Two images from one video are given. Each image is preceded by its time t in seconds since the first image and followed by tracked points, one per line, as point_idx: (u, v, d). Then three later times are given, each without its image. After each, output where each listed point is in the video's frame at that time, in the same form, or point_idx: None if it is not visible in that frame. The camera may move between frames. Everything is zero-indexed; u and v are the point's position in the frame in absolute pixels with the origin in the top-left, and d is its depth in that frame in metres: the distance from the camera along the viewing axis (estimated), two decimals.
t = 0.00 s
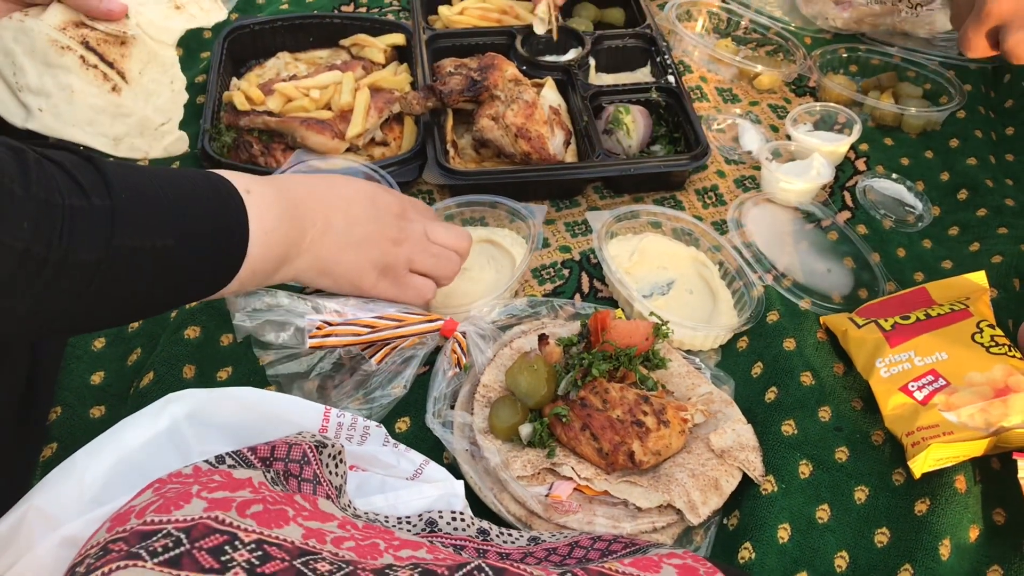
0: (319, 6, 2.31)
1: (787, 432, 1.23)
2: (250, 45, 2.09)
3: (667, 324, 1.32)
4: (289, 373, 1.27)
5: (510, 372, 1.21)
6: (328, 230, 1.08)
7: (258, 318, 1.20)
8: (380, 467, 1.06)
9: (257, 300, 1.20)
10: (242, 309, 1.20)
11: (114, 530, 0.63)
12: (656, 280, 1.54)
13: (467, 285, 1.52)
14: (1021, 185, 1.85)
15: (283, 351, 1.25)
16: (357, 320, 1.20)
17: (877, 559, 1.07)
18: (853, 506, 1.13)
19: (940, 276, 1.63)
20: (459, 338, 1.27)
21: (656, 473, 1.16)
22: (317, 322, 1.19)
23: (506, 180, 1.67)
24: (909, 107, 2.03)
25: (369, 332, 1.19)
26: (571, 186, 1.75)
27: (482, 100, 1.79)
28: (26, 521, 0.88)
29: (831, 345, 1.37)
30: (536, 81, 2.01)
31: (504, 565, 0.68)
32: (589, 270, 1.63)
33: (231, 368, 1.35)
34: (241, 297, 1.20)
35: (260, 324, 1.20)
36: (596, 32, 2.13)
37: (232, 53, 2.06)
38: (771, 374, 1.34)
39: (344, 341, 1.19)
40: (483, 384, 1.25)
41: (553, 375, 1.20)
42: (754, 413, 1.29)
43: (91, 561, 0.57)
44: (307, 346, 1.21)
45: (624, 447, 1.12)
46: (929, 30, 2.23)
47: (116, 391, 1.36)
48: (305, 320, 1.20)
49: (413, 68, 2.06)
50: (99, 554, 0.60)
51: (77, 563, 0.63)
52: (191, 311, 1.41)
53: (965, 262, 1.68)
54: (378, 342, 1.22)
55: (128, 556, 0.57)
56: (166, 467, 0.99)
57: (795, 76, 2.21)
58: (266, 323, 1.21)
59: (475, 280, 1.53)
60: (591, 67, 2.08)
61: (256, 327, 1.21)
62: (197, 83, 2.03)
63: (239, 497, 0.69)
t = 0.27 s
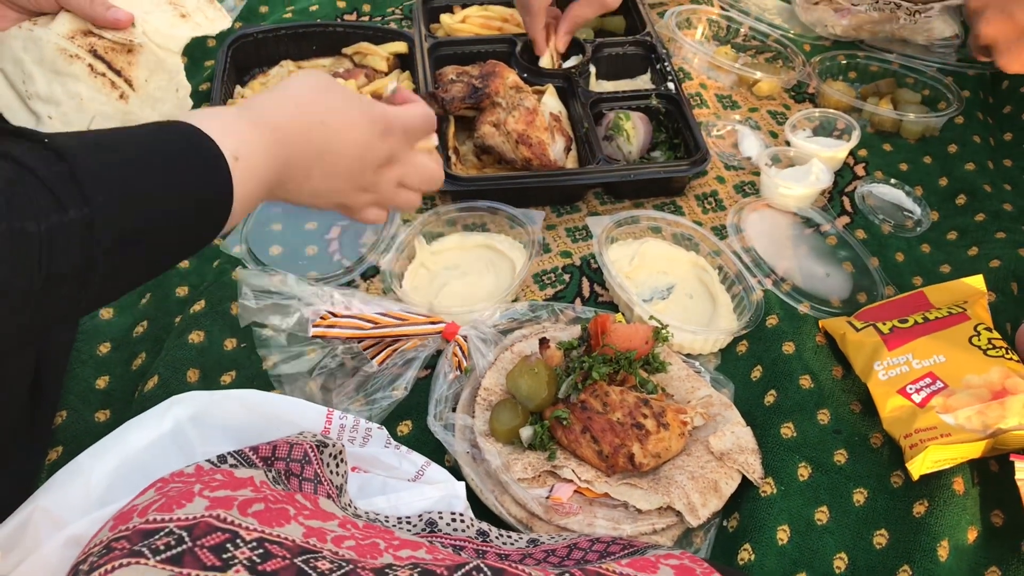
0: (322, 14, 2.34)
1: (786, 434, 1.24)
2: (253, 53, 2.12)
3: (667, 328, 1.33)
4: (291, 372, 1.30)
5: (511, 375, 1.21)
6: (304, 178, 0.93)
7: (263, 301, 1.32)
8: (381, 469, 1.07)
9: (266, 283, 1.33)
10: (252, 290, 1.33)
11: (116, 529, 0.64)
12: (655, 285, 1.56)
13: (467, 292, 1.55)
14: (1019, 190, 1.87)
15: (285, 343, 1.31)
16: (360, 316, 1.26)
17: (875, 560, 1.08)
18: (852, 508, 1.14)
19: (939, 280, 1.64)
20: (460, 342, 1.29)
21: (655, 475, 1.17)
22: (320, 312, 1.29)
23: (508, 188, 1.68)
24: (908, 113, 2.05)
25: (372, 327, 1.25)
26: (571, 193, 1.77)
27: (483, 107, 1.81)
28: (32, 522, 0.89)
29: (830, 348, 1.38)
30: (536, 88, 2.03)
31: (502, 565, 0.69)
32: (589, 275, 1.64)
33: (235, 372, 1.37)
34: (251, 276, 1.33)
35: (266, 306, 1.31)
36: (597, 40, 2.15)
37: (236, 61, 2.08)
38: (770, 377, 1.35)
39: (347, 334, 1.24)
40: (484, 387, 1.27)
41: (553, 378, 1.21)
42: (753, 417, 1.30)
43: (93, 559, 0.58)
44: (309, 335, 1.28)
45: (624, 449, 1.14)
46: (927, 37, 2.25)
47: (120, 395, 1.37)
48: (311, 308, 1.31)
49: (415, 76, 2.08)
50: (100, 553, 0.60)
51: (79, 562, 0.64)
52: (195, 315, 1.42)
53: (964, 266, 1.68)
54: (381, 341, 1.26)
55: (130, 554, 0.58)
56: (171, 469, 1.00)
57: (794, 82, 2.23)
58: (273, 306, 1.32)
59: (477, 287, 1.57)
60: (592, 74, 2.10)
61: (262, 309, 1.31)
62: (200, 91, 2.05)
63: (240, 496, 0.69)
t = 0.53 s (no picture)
0: (325, 24, 2.36)
1: (785, 441, 1.24)
2: (256, 62, 2.14)
3: (666, 335, 1.34)
4: (290, 377, 1.31)
5: (511, 381, 1.22)
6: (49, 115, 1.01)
7: (264, 307, 1.34)
8: (382, 474, 1.07)
9: (268, 288, 1.35)
10: (254, 295, 1.35)
11: (116, 531, 0.64)
12: (655, 292, 1.56)
13: (467, 298, 1.57)
14: (1018, 199, 1.87)
15: (285, 348, 1.32)
16: (360, 322, 1.26)
17: (873, 566, 1.08)
18: (851, 514, 1.14)
19: (938, 287, 1.65)
20: (460, 348, 1.29)
21: (655, 481, 1.17)
22: (320, 317, 1.32)
23: (508, 196, 1.70)
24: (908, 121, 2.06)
25: (373, 333, 1.26)
26: (572, 201, 1.78)
27: (483, 116, 1.82)
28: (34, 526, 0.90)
29: (829, 355, 1.39)
30: (537, 96, 2.04)
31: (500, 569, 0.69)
32: (589, 283, 1.65)
33: (236, 378, 1.37)
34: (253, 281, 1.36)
35: (267, 310, 1.33)
36: (597, 49, 2.17)
37: (239, 70, 2.10)
38: (769, 384, 1.36)
39: (348, 339, 1.25)
40: (484, 394, 1.27)
41: (553, 384, 1.22)
42: (752, 423, 1.31)
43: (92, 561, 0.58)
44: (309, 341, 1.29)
45: (623, 455, 1.14)
46: (926, 46, 2.26)
47: (122, 402, 1.37)
48: (312, 314, 1.33)
49: (417, 85, 2.10)
50: (101, 554, 0.61)
51: (79, 564, 0.64)
52: (197, 322, 1.43)
53: (963, 274, 1.69)
54: (380, 347, 1.27)
55: (130, 556, 0.58)
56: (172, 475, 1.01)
57: (793, 91, 2.24)
58: (274, 310, 1.34)
59: (477, 295, 1.58)
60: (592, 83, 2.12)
61: (263, 314, 1.33)
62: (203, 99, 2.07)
63: (240, 498, 0.70)
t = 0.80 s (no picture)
0: (331, 32, 2.38)
1: (788, 447, 1.25)
2: (262, 70, 2.16)
3: (670, 341, 1.35)
4: (296, 383, 1.31)
5: (515, 387, 1.23)
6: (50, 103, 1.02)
7: (270, 312, 1.34)
8: (386, 478, 1.08)
9: (273, 294, 1.35)
10: (259, 300, 1.35)
11: (121, 533, 0.65)
12: (659, 298, 1.57)
13: (471, 303, 1.58)
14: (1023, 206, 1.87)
15: (291, 354, 1.32)
16: (366, 327, 1.28)
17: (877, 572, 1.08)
18: (855, 520, 1.14)
19: (942, 294, 1.65)
20: (464, 354, 1.30)
21: (658, 487, 1.17)
22: (326, 322, 1.32)
23: (510, 203, 1.71)
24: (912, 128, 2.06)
25: (377, 338, 1.27)
26: (576, 207, 1.79)
27: (488, 123, 1.83)
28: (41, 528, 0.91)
29: (833, 361, 1.39)
30: (542, 104, 2.05)
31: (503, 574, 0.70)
32: (593, 289, 1.66)
33: (241, 384, 1.38)
34: (259, 287, 1.36)
35: (273, 315, 1.33)
36: (601, 57, 2.18)
37: (245, 78, 2.12)
38: (773, 390, 1.36)
39: (352, 345, 1.26)
40: (488, 399, 1.27)
41: (557, 391, 1.22)
42: (756, 429, 1.31)
43: (98, 563, 0.59)
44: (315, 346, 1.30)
45: (626, 461, 1.14)
46: (929, 54, 2.27)
47: (128, 407, 1.38)
48: (317, 319, 1.34)
49: (422, 92, 2.12)
50: (106, 556, 0.61)
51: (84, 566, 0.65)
52: (202, 328, 1.44)
53: (967, 280, 1.69)
54: (384, 352, 1.28)
55: (135, 558, 0.59)
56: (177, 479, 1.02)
57: (797, 98, 2.25)
58: (280, 316, 1.34)
59: (481, 301, 1.58)
60: (596, 91, 2.13)
61: (269, 319, 1.33)
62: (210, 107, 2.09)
63: (244, 501, 0.71)
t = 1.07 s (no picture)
0: (335, 37, 2.39)
1: (791, 451, 1.25)
2: (266, 75, 2.17)
3: (672, 345, 1.35)
4: (298, 387, 1.31)
5: (516, 392, 1.23)
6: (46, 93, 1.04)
7: (273, 316, 1.34)
8: (389, 482, 1.09)
9: (276, 297, 1.35)
10: (261, 303, 1.35)
11: (123, 535, 0.65)
12: (661, 303, 1.57)
13: (474, 307, 1.58)
14: None
15: (293, 358, 1.33)
16: (368, 331, 1.28)
17: None
18: (857, 525, 1.15)
19: (944, 299, 1.65)
20: (466, 358, 1.30)
21: (661, 492, 1.17)
22: (328, 326, 1.33)
23: (513, 207, 1.71)
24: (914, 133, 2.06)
25: (380, 342, 1.27)
26: (579, 212, 1.80)
27: (491, 128, 1.84)
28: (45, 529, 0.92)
29: (835, 366, 1.39)
30: (544, 109, 2.06)
31: None
32: (596, 294, 1.66)
33: (244, 389, 1.38)
34: (261, 291, 1.35)
35: (275, 319, 1.34)
36: (604, 63, 2.19)
37: (249, 83, 2.13)
38: (775, 395, 1.36)
39: (354, 349, 1.26)
40: (490, 403, 1.28)
41: (559, 395, 1.22)
42: (758, 434, 1.31)
43: (101, 565, 0.59)
44: (318, 350, 1.30)
45: (629, 465, 1.14)
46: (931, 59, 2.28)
47: (131, 411, 1.38)
48: (320, 323, 1.34)
49: (425, 97, 2.13)
50: (109, 558, 0.61)
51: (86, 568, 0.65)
52: (205, 332, 1.45)
53: (969, 285, 1.69)
54: (387, 356, 1.28)
55: (137, 560, 0.59)
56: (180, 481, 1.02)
57: (800, 104, 2.25)
58: (283, 319, 1.34)
59: (483, 305, 1.59)
60: (599, 96, 2.14)
61: (271, 323, 1.33)
62: (213, 112, 2.10)
63: (247, 504, 0.71)
